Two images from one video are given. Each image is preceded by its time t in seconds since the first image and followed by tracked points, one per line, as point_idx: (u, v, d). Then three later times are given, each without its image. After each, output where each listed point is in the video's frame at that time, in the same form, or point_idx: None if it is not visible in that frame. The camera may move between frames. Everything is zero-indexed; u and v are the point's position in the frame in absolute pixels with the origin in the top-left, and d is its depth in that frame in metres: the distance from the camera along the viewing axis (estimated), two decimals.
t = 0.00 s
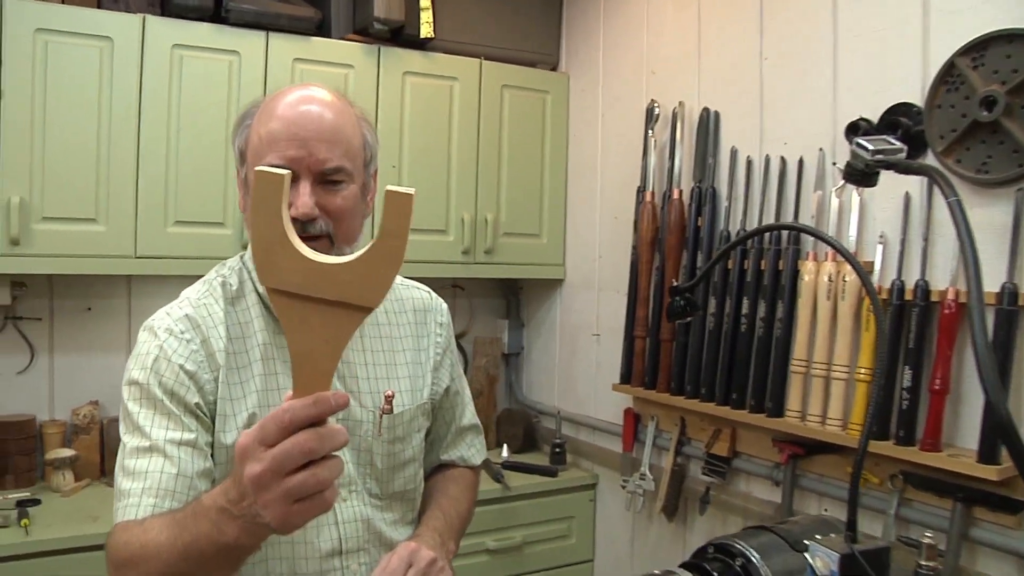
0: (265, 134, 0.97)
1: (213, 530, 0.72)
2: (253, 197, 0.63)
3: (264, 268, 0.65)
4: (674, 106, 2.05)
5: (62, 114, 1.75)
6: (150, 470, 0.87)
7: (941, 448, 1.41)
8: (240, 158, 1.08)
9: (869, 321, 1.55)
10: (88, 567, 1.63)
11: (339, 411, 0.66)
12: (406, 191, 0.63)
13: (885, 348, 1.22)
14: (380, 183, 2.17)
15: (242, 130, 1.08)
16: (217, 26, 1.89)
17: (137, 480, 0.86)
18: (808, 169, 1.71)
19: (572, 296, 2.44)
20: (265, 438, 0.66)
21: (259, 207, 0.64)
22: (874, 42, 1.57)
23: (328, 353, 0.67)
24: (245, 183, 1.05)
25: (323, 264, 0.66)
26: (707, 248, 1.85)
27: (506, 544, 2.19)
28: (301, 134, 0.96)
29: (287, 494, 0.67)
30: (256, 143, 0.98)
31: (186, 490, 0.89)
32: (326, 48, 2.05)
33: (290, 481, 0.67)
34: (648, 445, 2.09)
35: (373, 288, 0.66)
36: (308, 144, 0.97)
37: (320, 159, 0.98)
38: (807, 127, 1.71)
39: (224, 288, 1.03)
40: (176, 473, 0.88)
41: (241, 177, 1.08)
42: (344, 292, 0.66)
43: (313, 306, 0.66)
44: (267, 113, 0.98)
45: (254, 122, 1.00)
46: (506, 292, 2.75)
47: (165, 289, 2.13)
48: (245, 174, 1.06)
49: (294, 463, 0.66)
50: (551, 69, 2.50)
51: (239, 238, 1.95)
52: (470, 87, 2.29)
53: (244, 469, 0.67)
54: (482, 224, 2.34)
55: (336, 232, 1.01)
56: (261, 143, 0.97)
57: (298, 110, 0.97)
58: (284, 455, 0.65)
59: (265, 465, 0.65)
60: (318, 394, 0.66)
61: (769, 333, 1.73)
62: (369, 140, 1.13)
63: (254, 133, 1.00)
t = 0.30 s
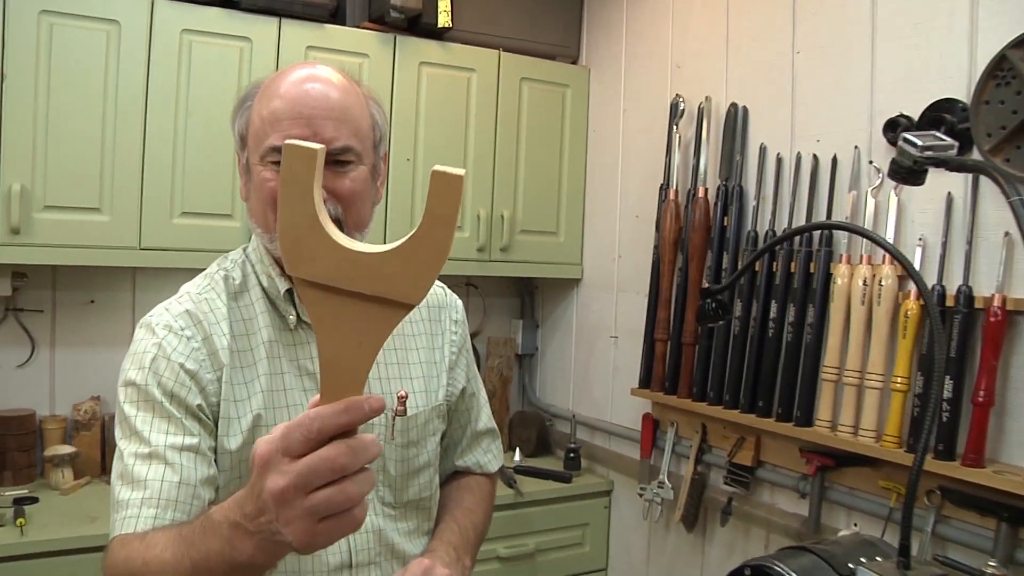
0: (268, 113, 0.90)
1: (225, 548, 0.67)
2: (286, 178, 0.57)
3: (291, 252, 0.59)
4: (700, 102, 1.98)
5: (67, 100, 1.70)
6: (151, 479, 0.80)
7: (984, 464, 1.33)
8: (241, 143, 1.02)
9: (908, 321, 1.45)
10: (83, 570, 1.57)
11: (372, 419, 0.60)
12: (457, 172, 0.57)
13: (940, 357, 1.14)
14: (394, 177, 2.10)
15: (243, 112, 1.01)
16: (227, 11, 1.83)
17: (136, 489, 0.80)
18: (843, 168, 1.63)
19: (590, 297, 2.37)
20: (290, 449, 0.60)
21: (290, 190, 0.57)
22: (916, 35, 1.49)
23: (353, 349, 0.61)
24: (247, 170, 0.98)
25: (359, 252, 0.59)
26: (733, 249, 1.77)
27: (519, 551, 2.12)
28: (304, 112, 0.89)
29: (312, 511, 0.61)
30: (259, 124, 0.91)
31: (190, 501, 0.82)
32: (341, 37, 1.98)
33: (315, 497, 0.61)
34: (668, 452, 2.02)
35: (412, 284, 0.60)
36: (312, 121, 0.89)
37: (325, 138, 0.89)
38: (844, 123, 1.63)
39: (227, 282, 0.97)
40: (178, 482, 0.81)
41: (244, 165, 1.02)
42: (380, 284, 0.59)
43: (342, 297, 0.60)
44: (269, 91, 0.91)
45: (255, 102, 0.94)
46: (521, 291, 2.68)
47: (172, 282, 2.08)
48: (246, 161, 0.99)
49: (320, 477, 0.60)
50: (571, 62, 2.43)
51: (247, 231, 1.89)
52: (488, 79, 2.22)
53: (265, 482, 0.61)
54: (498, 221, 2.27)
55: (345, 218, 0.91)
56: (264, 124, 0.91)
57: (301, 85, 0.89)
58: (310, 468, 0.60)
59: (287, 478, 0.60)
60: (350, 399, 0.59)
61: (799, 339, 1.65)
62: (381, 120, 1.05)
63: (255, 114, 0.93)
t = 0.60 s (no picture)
0: (259, 119, 0.84)
1: None
2: (292, 172, 0.50)
3: (301, 262, 0.51)
4: (694, 103, 1.92)
5: (33, 116, 1.60)
6: (140, 528, 0.72)
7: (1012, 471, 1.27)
8: (231, 155, 0.95)
9: (924, 324, 1.39)
10: None
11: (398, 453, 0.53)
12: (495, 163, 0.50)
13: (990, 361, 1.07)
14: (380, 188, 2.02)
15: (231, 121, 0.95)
16: (200, 20, 1.75)
17: (124, 540, 0.72)
18: (848, 167, 1.57)
19: (583, 307, 2.30)
20: (304, 491, 0.54)
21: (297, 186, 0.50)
22: (921, 29, 1.44)
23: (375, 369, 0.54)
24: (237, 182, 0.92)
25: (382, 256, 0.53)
26: (735, 255, 1.71)
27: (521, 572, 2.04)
28: (298, 115, 0.82)
29: (333, 562, 0.54)
30: (249, 130, 0.85)
31: (184, 551, 0.74)
32: (320, 44, 1.90)
33: (336, 543, 0.54)
34: (672, 465, 1.95)
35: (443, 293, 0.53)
36: (306, 124, 0.82)
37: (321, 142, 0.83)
38: (846, 120, 1.58)
39: (216, 307, 0.89)
40: (171, 530, 0.73)
41: (234, 178, 0.95)
42: (407, 295, 0.53)
43: (363, 311, 0.53)
44: (259, 95, 0.85)
45: (244, 108, 0.87)
46: (512, 302, 2.61)
47: (150, 303, 1.98)
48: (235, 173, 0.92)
49: (342, 522, 0.53)
50: (556, 66, 2.37)
51: (228, 249, 1.80)
52: (473, 85, 2.15)
53: (277, 530, 0.55)
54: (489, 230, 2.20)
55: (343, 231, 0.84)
56: (255, 130, 0.85)
57: (293, 86, 0.83)
58: (329, 512, 0.53)
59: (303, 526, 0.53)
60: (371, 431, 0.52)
61: (809, 345, 1.59)
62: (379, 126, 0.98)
63: (245, 121, 0.87)
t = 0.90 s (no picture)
0: (270, 126, 0.85)
1: None
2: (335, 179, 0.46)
3: (347, 280, 0.48)
4: (691, 115, 1.89)
5: (11, 128, 1.53)
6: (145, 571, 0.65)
7: None
8: (235, 168, 0.95)
9: (933, 338, 1.37)
10: None
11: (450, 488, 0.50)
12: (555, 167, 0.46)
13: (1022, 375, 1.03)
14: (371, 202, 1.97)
15: (235, 133, 0.94)
16: (187, 30, 1.69)
17: None
18: (851, 180, 1.54)
19: (577, 322, 2.26)
20: (347, 534, 0.50)
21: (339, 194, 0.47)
22: (925, 39, 1.42)
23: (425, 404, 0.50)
24: (244, 195, 0.91)
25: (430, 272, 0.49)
26: (735, 269, 1.68)
27: None
28: (311, 120, 0.83)
29: None
30: (260, 140, 0.86)
31: None
32: (310, 55, 1.86)
33: None
34: (672, 482, 1.91)
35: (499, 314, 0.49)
36: (320, 129, 0.83)
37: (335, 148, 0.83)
38: (847, 132, 1.55)
39: (219, 331, 0.85)
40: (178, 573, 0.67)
41: (237, 192, 0.94)
42: (454, 320, 0.49)
43: (411, 333, 0.49)
44: (270, 104, 0.86)
45: (254, 118, 0.88)
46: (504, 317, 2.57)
47: (132, 321, 1.91)
48: (242, 185, 0.92)
49: (388, 566, 0.50)
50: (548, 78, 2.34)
51: (215, 266, 1.74)
52: (466, 97, 2.12)
53: None
54: (482, 245, 2.15)
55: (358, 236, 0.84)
56: (266, 138, 0.85)
57: (306, 93, 0.84)
58: (373, 556, 0.50)
59: (346, 572, 0.50)
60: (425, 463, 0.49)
61: (814, 360, 1.56)
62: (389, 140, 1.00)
63: (255, 131, 0.88)
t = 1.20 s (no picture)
0: (275, 141, 0.82)
1: None
2: (437, 195, 0.62)
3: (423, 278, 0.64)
4: (705, 130, 1.86)
5: (15, 141, 1.51)
6: None
7: None
8: (238, 186, 0.92)
9: (958, 360, 1.32)
10: None
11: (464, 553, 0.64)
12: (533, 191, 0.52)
13: None
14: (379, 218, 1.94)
15: (239, 150, 0.91)
16: (193, 42, 1.67)
17: None
18: (870, 197, 1.50)
19: (587, 340, 2.23)
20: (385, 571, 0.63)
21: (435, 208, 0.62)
22: (947, 53, 1.38)
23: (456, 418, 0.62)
24: (247, 214, 0.88)
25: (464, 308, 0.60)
26: (750, 287, 1.64)
27: None
28: (316, 134, 0.81)
29: None
30: (263, 156, 0.83)
31: None
32: (318, 69, 1.83)
33: None
34: (685, 505, 1.86)
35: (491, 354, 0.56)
36: (326, 144, 0.81)
37: (342, 164, 0.82)
38: (866, 148, 1.51)
39: (223, 354, 0.82)
40: None
41: (240, 211, 0.91)
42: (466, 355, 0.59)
43: (448, 350, 0.61)
44: (274, 118, 0.84)
45: (257, 134, 0.86)
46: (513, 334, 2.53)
47: (136, 338, 1.87)
48: (244, 203, 0.89)
49: None
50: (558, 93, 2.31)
51: (219, 283, 1.70)
52: (475, 112, 2.09)
53: None
54: (490, 262, 2.13)
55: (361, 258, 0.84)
56: (269, 153, 0.83)
57: (311, 107, 0.82)
58: None
59: None
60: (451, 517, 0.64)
61: (832, 382, 1.51)
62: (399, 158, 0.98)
63: (258, 147, 0.85)
